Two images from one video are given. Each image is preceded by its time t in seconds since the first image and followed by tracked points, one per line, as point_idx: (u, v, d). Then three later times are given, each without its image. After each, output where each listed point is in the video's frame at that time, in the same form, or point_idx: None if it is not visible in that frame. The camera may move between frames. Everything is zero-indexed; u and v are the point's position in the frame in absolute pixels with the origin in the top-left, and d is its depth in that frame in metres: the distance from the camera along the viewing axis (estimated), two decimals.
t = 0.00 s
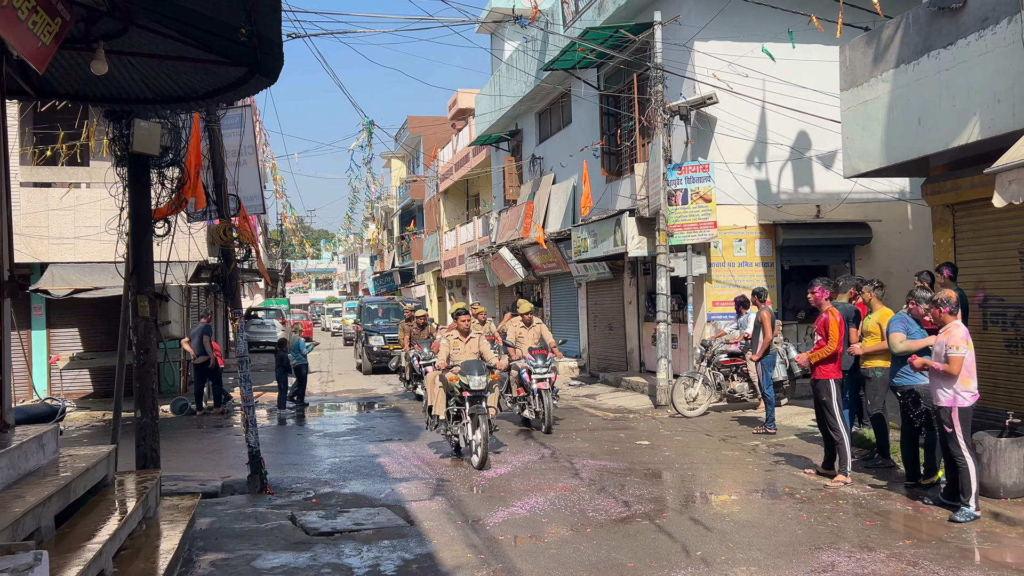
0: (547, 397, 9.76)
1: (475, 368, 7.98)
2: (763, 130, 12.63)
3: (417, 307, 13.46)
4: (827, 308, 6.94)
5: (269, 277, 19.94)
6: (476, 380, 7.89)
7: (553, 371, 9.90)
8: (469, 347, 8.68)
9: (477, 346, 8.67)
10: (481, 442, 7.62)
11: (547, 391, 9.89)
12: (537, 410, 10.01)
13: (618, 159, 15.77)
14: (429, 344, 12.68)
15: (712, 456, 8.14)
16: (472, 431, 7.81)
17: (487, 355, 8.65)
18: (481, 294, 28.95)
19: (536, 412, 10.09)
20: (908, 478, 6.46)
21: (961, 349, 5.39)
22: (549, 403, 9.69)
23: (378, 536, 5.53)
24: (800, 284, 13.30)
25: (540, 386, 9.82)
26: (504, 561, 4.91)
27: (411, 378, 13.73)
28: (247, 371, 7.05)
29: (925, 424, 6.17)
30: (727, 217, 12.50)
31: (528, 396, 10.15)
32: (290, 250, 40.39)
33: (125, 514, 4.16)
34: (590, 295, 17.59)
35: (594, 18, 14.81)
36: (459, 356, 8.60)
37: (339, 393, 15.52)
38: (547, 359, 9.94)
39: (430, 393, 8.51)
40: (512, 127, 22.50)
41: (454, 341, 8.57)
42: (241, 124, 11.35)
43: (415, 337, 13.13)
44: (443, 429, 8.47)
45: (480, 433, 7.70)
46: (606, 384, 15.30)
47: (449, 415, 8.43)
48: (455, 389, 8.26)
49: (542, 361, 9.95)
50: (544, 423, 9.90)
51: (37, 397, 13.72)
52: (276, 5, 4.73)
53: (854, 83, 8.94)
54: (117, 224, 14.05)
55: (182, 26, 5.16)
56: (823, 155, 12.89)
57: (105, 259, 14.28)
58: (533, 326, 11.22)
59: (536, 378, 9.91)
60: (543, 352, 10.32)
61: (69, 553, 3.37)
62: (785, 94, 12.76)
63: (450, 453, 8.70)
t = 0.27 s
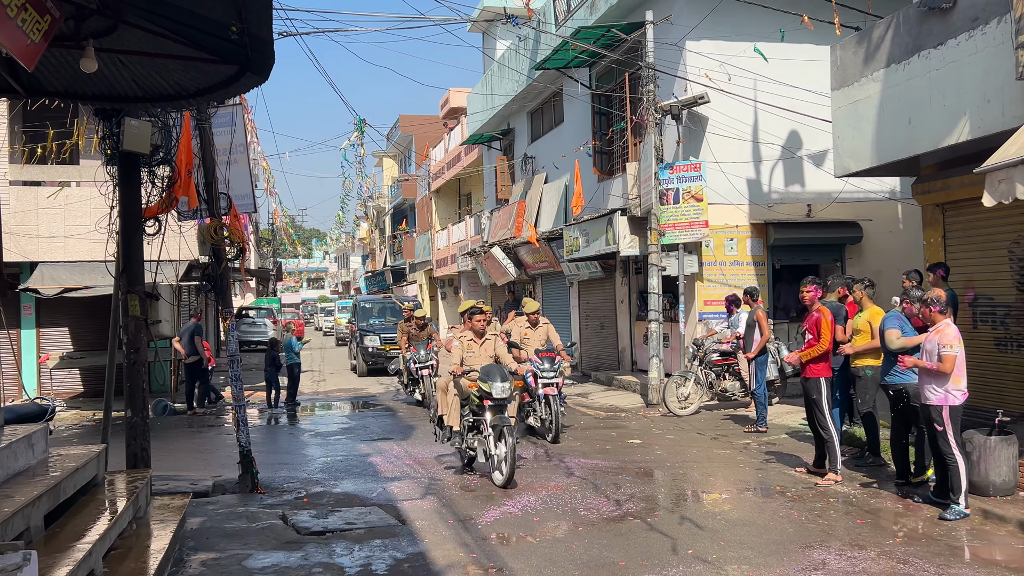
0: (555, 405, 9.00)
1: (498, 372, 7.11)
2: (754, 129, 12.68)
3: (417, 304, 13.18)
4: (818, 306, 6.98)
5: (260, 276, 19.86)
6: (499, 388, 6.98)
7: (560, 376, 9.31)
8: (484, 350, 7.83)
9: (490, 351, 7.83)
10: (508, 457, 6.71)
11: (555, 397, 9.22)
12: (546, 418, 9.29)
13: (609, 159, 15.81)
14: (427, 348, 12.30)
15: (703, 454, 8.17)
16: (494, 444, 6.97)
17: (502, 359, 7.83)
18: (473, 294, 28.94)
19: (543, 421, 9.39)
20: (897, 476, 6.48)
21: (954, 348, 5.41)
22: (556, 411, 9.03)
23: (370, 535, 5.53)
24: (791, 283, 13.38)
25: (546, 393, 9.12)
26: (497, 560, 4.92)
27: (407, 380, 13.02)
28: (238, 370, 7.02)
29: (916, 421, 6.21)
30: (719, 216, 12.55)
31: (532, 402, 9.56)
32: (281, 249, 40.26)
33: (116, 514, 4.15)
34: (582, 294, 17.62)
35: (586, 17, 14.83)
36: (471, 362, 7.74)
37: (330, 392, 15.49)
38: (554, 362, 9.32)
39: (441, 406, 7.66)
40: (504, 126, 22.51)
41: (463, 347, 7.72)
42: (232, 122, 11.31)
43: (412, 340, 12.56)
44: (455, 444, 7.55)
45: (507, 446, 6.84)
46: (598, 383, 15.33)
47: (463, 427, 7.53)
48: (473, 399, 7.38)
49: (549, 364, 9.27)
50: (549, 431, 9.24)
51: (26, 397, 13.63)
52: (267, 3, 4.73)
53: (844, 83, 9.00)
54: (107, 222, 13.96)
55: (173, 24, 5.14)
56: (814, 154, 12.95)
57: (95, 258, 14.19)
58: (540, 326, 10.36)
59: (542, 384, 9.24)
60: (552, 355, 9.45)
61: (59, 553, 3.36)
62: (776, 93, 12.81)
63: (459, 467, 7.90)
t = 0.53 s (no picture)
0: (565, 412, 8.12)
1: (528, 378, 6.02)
2: (741, 129, 12.79)
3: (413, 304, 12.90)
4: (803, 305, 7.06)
5: (247, 276, 19.80)
6: (531, 398, 5.90)
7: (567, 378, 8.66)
8: (505, 355, 6.78)
9: (512, 356, 6.78)
10: (547, 475, 5.79)
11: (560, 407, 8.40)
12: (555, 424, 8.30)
13: (597, 158, 15.88)
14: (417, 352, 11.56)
15: (691, 453, 8.25)
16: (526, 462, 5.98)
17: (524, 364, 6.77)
18: (462, 293, 28.94)
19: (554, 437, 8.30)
20: (884, 474, 6.55)
21: (940, 347, 5.50)
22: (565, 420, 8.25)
23: (358, 535, 5.56)
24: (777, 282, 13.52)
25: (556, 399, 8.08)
26: (485, 560, 4.96)
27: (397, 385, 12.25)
28: (225, 370, 7.03)
29: (900, 417, 6.32)
30: (706, 216, 12.66)
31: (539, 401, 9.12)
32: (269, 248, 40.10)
33: (101, 514, 4.16)
34: (570, 293, 17.69)
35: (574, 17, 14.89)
36: (491, 369, 6.70)
37: (318, 392, 15.48)
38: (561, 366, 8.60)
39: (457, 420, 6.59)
40: (492, 125, 22.54)
41: (482, 352, 6.68)
42: (219, 121, 11.27)
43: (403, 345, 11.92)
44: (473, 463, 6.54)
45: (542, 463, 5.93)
46: (587, 382, 15.40)
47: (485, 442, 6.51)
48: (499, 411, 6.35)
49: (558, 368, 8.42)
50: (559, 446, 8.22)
51: (10, 397, 13.54)
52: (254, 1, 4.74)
53: (831, 83, 9.10)
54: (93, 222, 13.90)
55: (159, 22, 5.13)
56: (801, 154, 13.07)
57: (81, 258, 14.11)
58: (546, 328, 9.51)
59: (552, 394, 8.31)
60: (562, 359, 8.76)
61: (43, 554, 3.38)
62: (763, 93, 12.92)
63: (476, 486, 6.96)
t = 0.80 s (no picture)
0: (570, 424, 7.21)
1: (570, 388, 5.12)
2: (725, 129, 12.87)
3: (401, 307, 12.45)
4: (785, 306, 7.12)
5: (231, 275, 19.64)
6: (575, 411, 5.01)
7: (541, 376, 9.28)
8: (534, 363, 5.95)
9: (542, 361, 5.97)
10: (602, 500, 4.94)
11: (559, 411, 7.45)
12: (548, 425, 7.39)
13: (582, 158, 15.91)
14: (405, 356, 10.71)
15: (675, 452, 8.29)
16: (571, 484, 5.09)
17: (557, 369, 5.94)
18: (447, 293, 28.90)
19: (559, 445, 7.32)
20: (866, 473, 6.63)
21: (921, 347, 5.55)
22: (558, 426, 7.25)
23: (341, 536, 5.54)
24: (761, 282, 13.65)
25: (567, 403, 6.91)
26: (469, 559, 4.96)
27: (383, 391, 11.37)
28: (207, 370, 6.97)
29: (883, 416, 6.40)
30: (691, 216, 12.74)
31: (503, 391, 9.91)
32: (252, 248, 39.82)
33: (82, 516, 4.12)
34: (556, 292, 17.72)
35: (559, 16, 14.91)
36: (519, 379, 5.86)
37: (302, 392, 15.41)
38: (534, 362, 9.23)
39: (484, 436, 5.80)
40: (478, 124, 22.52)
41: (507, 359, 5.85)
42: (202, 119, 11.17)
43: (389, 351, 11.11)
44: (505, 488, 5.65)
45: (593, 484, 5.01)
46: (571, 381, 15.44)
47: (518, 461, 5.62)
48: (533, 425, 5.43)
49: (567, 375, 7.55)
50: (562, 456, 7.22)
51: None
52: None
53: (814, 84, 9.17)
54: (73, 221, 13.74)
55: (141, 20, 5.09)
56: (784, 154, 13.17)
57: (61, 257, 13.94)
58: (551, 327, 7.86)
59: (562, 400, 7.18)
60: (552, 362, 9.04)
61: (22, 557, 3.34)
62: (747, 93, 13.01)
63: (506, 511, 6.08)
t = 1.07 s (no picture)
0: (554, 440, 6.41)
1: (632, 403, 4.31)
2: (707, 130, 12.97)
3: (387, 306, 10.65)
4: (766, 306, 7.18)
5: (211, 276, 19.48)
6: (639, 430, 4.20)
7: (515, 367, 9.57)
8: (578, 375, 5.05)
9: (587, 369, 5.09)
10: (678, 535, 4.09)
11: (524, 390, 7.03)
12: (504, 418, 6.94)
13: (565, 159, 15.96)
14: (395, 363, 9.72)
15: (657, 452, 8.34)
16: (638, 519, 4.28)
17: (605, 378, 5.07)
18: (429, 293, 28.85)
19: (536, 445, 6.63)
20: (845, 471, 6.73)
21: (901, 346, 5.63)
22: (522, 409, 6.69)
23: (323, 537, 5.52)
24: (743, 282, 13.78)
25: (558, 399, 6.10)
26: (452, 560, 4.97)
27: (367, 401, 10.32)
28: (188, 371, 6.91)
29: (863, 416, 6.48)
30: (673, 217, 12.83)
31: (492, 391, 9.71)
32: (234, 248, 39.52)
33: (60, 518, 4.07)
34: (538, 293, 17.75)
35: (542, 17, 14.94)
36: (562, 391, 4.99)
37: (284, 393, 15.31)
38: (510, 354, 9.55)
39: (523, 460, 4.89)
40: (460, 124, 22.51)
41: (549, 368, 4.98)
42: (182, 119, 11.07)
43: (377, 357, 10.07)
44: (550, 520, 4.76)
45: (667, 518, 4.19)
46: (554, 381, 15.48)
47: (567, 488, 4.69)
48: (586, 447, 4.54)
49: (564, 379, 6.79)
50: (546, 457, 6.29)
51: None
52: None
53: (794, 85, 9.27)
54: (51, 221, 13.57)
55: (121, 19, 5.04)
56: (765, 155, 13.29)
57: (38, 257, 13.76)
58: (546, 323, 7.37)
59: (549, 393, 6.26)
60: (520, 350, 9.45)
61: None
62: (728, 95, 13.12)
63: (549, 543, 5.24)
